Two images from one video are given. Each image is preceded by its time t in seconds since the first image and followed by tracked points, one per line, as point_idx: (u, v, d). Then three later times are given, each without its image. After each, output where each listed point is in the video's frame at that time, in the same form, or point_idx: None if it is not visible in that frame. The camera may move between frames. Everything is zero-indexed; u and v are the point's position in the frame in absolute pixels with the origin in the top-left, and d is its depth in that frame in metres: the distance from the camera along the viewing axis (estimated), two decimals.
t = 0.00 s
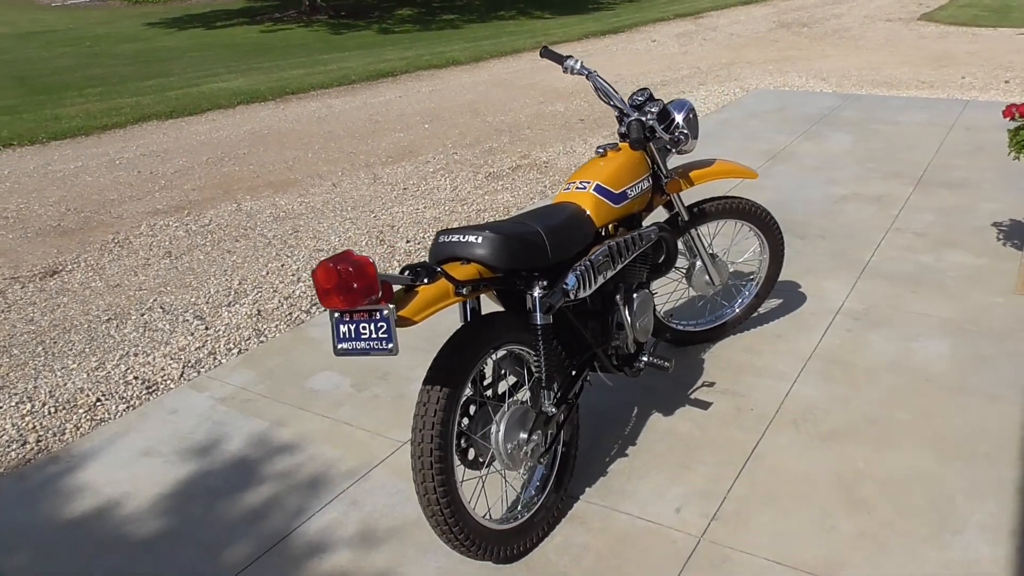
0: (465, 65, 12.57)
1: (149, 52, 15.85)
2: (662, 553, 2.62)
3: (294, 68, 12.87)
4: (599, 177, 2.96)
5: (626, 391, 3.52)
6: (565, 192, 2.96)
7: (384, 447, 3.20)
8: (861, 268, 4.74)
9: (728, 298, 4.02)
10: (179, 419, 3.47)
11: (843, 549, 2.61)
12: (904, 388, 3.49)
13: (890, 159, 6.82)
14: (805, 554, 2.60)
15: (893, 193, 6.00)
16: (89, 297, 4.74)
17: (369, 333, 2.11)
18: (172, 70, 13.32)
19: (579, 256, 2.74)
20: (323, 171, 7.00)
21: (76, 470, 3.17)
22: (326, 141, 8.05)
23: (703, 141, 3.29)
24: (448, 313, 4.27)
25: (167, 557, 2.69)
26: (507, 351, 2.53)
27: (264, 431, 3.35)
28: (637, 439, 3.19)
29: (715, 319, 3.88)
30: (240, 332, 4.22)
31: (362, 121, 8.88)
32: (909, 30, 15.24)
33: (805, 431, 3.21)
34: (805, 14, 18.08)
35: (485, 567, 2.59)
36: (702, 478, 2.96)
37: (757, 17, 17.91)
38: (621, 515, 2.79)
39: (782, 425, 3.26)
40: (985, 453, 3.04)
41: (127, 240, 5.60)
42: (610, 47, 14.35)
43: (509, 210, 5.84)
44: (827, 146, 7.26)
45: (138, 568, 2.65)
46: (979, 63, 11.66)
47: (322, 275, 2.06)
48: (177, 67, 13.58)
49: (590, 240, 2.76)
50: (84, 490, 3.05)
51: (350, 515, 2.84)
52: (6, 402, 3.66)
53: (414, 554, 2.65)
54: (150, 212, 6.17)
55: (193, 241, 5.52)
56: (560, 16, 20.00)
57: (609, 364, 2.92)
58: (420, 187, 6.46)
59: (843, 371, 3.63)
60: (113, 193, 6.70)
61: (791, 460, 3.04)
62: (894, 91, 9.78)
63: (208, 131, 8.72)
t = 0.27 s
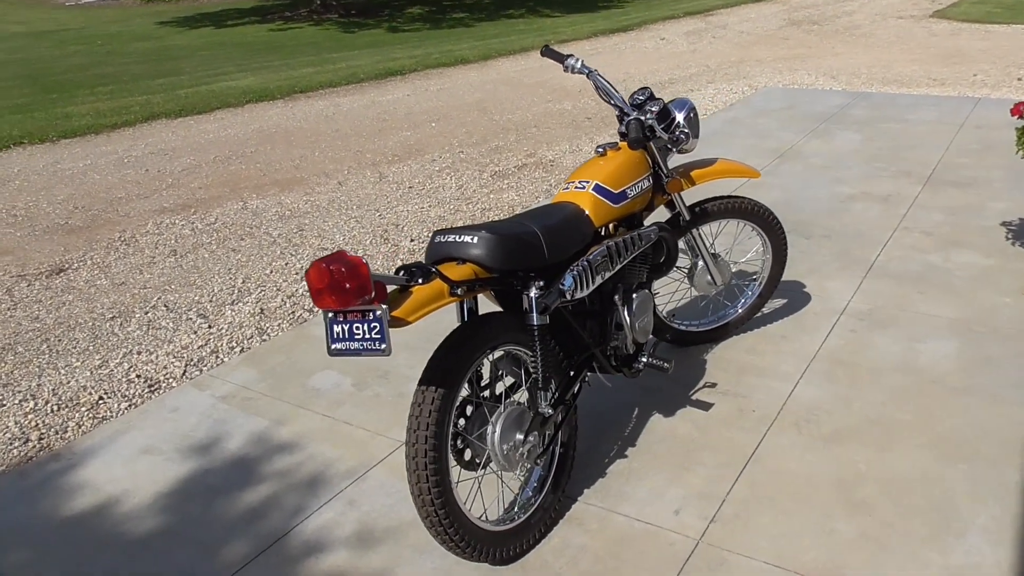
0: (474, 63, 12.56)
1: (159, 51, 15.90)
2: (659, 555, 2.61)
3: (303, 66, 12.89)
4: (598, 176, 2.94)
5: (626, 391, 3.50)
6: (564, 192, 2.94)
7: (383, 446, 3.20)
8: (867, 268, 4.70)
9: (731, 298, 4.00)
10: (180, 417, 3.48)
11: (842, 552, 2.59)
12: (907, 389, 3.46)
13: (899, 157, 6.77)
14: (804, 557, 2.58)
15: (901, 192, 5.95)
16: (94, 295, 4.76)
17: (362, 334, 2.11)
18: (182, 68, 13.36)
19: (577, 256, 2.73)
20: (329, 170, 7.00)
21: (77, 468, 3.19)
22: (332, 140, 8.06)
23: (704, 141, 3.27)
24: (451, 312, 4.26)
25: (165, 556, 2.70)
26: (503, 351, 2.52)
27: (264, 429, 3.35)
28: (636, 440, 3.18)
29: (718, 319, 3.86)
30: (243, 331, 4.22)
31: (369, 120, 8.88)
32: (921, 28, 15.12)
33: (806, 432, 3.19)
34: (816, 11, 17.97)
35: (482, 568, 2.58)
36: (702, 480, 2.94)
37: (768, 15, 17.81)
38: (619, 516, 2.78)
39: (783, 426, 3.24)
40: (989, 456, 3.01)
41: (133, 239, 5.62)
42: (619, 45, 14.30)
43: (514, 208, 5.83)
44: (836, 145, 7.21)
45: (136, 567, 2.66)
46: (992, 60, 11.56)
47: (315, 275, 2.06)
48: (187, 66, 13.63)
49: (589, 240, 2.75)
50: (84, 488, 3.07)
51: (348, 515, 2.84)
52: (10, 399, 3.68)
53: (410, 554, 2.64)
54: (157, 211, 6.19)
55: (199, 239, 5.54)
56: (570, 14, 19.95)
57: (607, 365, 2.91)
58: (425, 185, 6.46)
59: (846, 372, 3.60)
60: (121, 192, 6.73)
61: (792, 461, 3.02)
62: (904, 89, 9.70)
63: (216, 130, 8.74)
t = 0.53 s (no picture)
0: (483, 62, 12.54)
1: (170, 50, 15.97)
2: (660, 556, 2.59)
3: (313, 65, 12.91)
4: (601, 175, 2.93)
5: (630, 391, 3.49)
6: (567, 190, 2.93)
7: (385, 445, 3.20)
8: (875, 268, 4.67)
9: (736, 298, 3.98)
10: (184, 414, 3.49)
11: (846, 555, 2.57)
12: (914, 390, 3.43)
13: (910, 157, 6.72)
14: (806, 559, 2.56)
15: (911, 192, 5.90)
16: (101, 293, 4.78)
17: (361, 332, 2.11)
18: (193, 67, 13.41)
19: (579, 255, 2.72)
20: (337, 168, 7.01)
21: (81, 464, 3.20)
22: (341, 138, 8.07)
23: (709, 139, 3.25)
24: (455, 311, 4.26)
25: (166, 553, 2.70)
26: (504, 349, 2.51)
27: (267, 427, 3.36)
28: (639, 440, 3.16)
29: (723, 319, 3.83)
30: (248, 329, 4.23)
31: (378, 118, 8.88)
32: (934, 26, 15.01)
33: (810, 433, 3.17)
34: (828, 9, 17.87)
35: (481, 567, 2.57)
36: (704, 480, 2.93)
37: (779, 13, 17.72)
38: (620, 517, 2.77)
39: (787, 427, 3.21)
40: (995, 458, 2.98)
41: (141, 236, 5.64)
42: (629, 44, 14.26)
43: (520, 207, 5.82)
44: (846, 143, 7.16)
45: (137, 564, 2.66)
46: (1006, 59, 11.46)
47: (314, 273, 2.06)
48: (198, 64, 13.68)
49: (591, 239, 2.74)
50: (88, 484, 3.08)
51: (349, 513, 2.84)
52: (17, 396, 3.70)
53: (411, 553, 2.64)
54: (165, 208, 6.21)
55: (206, 237, 5.55)
56: (580, 12, 19.92)
57: (609, 364, 2.89)
58: (432, 184, 6.45)
59: (853, 372, 3.58)
60: (129, 190, 6.75)
61: (795, 462, 3.00)
62: (916, 88, 9.63)
63: (225, 128, 8.77)
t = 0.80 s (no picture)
0: (487, 62, 12.54)
1: (175, 48, 15.99)
2: (658, 557, 2.59)
3: (317, 64, 12.92)
4: (600, 176, 2.93)
5: (629, 392, 3.49)
6: (566, 191, 2.93)
7: (385, 444, 3.20)
8: (877, 269, 4.66)
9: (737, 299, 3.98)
10: (184, 413, 3.49)
11: (844, 557, 2.57)
12: (915, 392, 3.43)
13: (913, 158, 6.71)
14: (804, 561, 2.56)
15: (914, 193, 5.89)
16: (103, 291, 4.79)
17: (359, 332, 2.11)
18: (197, 65, 13.43)
19: (579, 256, 2.72)
20: (340, 167, 7.02)
21: (82, 462, 3.21)
22: (344, 137, 8.07)
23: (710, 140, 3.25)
24: (456, 311, 4.26)
25: (165, 551, 2.71)
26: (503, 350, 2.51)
27: (267, 426, 3.36)
28: (638, 441, 3.16)
29: (724, 320, 3.83)
30: (249, 327, 4.24)
31: (381, 117, 8.89)
32: (940, 27, 14.97)
33: (810, 434, 3.17)
34: (833, 10, 17.82)
35: (479, 567, 2.58)
36: (703, 482, 2.92)
37: (784, 13, 17.69)
38: (618, 518, 2.77)
39: (787, 428, 3.21)
40: (995, 460, 2.98)
41: (143, 235, 5.66)
42: (634, 44, 14.24)
43: (522, 207, 5.82)
44: (849, 144, 7.15)
45: (136, 561, 2.67)
46: (1011, 60, 11.43)
47: (312, 273, 2.07)
48: (201, 63, 13.69)
49: (591, 240, 2.74)
50: (88, 482, 3.09)
51: (348, 512, 2.85)
52: (18, 393, 3.71)
53: (409, 552, 2.64)
54: (167, 207, 6.23)
55: (208, 235, 5.56)
56: (585, 12, 19.91)
57: (608, 365, 2.89)
58: (435, 183, 6.45)
59: (854, 374, 3.57)
60: (133, 188, 6.77)
61: (795, 464, 3.00)
62: (921, 89, 9.61)
63: (228, 127, 8.78)
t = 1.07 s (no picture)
0: (488, 63, 12.55)
1: (176, 48, 16.00)
2: (658, 557, 2.60)
3: (318, 64, 12.93)
4: (601, 177, 2.93)
5: (629, 393, 3.49)
6: (567, 192, 2.93)
7: (385, 444, 3.21)
8: (878, 271, 4.66)
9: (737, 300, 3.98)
10: (185, 413, 3.50)
11: (844, 558, 2.57)
12: (915, 394, 3.43)
13: (914, 160, 6.71)
14: (804, 562, 2.56)
15: (915, 195, 5.90)
16: (105, 291, 4.79)
17: (360, 332, 2.12)
18: (198, 66, 13.44)
19: (579, 257, 2.72)
20: (341, 168, 7.03)
21: (83, 461, 3.21)
22: (345, 138, 8.08)
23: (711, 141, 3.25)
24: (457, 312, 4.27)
25: (165, 550, 2.71)
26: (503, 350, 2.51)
27: (268, 426, 3.37)
28: (638, 442, 3.16)
29: (724, 321, 3.84)
30: (250, 327, 4.25)
31: (382, 118, 8.89)
32: (942, 29, 14.96)
33: (810, 436, 3.17)
34: (835, 11, 17.82)
35: (479, 568, 2.58)
36: (704, 482, 2.93)
37: (785, 15, 17.70)
38: (618, 518, 2.77)
39: (787, 430, 3.21)
40: (995, 462, 2.98)
41: (145, 235, 5.66)
42: (635, 45, 14.24)
43: (523, 208, 5.82)
44: (850, 146, 7.15)
45: (136, 561, 2.67)
46: (1013, 62, 11.43)
47: (313, 273, 2.07)
48: (203, 63, 13.71)
49: (591, 240, 2.75)
50: (89, 481, 3.09)
51: (348, 512, 2.85)
52: (20, 393, 3.71)
53: (409, 552, 2.65)
54: (169, 207, 6.24)
55: (209, 236, 5.57)
56: (586, 13, 19.93)
57: (608, 365, 2.90)
58: (436, 184, 6.46)
59: (854, 376, 3.57)
60: (134, 188, 6.78)
61: (795, 465, 3.00)
62: (922, 91, 9.61)
63: (230, 127, 8.79)
